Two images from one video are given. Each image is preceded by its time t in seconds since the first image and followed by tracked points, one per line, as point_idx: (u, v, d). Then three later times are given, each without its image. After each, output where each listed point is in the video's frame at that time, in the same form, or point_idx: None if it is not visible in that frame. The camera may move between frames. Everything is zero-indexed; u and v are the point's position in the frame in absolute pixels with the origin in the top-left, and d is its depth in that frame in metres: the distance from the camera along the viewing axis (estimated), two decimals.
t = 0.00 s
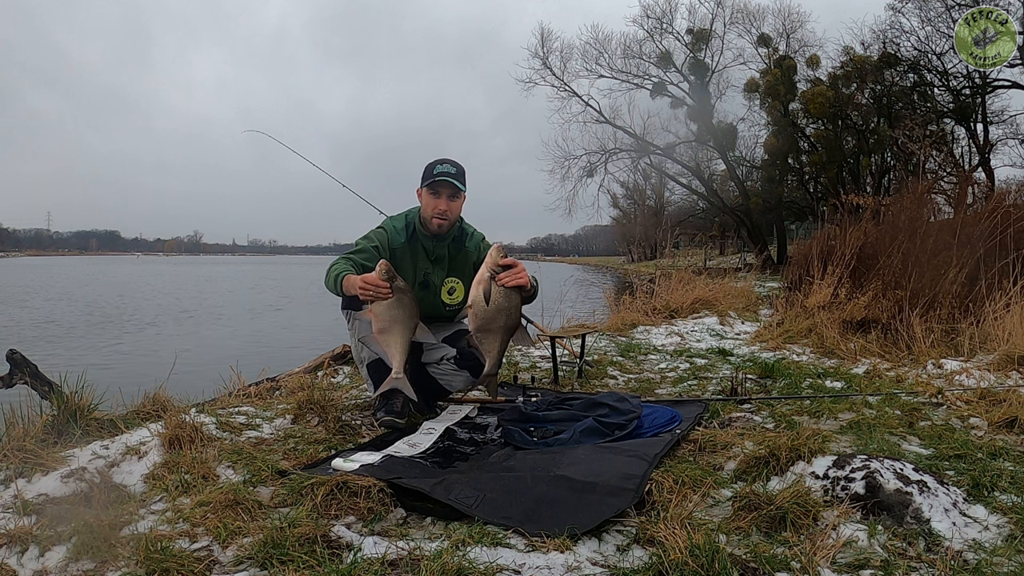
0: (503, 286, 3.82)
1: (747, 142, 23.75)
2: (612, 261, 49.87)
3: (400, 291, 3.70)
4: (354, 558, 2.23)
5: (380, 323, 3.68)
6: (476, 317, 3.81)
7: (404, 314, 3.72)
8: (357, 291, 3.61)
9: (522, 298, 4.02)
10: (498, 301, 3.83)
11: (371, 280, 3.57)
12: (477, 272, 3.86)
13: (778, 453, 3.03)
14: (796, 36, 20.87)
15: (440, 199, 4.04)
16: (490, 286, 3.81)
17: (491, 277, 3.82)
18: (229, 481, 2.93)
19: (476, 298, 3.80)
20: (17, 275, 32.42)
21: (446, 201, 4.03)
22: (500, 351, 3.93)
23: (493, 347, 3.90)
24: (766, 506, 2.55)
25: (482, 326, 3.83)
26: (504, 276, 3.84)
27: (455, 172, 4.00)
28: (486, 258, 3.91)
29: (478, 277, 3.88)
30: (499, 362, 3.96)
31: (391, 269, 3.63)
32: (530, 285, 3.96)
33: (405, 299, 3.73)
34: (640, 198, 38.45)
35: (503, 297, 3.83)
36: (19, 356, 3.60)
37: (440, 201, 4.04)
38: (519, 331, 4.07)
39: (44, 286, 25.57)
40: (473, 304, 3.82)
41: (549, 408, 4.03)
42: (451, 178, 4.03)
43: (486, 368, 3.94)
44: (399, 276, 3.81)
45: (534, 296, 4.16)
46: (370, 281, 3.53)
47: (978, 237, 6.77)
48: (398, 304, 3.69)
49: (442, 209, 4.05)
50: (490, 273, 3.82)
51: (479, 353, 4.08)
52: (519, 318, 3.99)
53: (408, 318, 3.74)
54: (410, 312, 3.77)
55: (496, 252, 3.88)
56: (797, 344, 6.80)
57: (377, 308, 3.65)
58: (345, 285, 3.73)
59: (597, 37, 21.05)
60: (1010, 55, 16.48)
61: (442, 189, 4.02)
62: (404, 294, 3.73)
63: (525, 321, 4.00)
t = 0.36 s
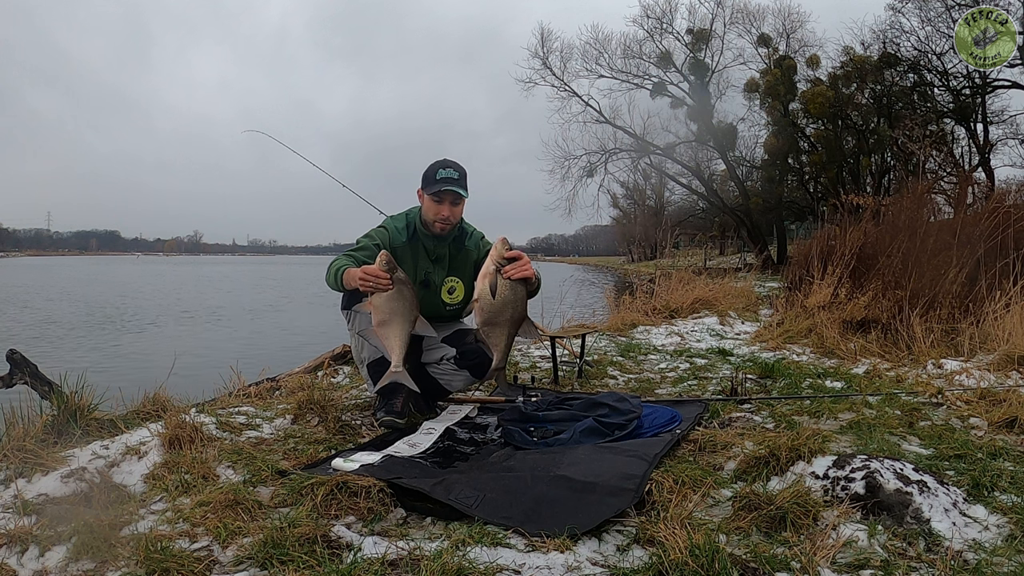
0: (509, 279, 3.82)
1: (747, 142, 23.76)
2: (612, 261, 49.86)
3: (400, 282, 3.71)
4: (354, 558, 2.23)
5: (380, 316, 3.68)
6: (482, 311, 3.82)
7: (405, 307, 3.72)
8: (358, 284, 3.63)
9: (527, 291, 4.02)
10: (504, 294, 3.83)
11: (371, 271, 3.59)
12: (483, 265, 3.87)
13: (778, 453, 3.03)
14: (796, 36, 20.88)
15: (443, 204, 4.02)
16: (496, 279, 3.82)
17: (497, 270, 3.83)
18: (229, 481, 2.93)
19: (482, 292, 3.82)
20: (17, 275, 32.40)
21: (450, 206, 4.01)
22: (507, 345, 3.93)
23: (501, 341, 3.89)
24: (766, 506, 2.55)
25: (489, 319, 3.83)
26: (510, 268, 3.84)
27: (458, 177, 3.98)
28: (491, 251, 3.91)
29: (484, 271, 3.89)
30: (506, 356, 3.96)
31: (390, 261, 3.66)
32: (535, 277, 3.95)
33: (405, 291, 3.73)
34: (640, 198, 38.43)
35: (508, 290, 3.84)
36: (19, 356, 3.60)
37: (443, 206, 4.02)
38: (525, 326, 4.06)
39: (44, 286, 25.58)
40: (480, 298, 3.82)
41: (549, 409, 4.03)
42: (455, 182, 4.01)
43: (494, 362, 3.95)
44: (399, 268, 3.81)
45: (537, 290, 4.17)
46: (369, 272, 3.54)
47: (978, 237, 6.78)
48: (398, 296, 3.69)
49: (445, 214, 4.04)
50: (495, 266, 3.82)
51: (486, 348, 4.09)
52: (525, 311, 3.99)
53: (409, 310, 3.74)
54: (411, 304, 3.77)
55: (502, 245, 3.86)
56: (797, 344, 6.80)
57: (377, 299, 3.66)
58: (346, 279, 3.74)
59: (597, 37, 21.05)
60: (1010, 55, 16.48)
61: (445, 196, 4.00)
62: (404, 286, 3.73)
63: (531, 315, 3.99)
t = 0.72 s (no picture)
0: (508, 276, 3.82)
1: (747, 142, 23.76)
2: (612, 261, 49.85)
3: (401, 279, 3.71)
4: (355, 558, 2.23)
5: (380, 313, 3.68)
6: (482, 309, 3.82)
7: (404, 304, 3.72)
8: (358, 281, 3.62)
9: (527, 289, 4.01)
10: (504, 292, 3.83)
11: (372, 268, 3.58)
12: (482, 262, 3.88)
13: (778, 453, 3.03)
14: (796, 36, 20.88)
15: (439, 201, 4.03)
16: (495, 276, 3.82)
17: (496, 267, 3.83)
18: (229, 481, 2.93)
19: (482, 289, 3.82)
20: (16, 275, 32.38)
21: (446, 203, 4.03)
22: (507, 343, 3.92)
23: (501, 339, 3.89)
24: (766, 506, 2.55)
25: (489, 317, 3.83)
26: (509, 265, 3.83)
27: (455, 174, 4.00)
28: (490, 248, 3.91)
29: (483, 268, 3.89)
30: (507, 354, 3.96)
31: (391, 258, 3.66)
32: (535, 274, 3.95)
33: (405, 288, 3.73)
34: (640, 199, 38.44)
35: (508, 287, 3.84)
36: (19, 356, 3.60)
37: (440, 202, 4.03)
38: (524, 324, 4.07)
39: (44, 286, 25.60)
40: (479, 296, 3.82)
41: (548, 409, 4.03)
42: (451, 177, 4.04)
43: (494, 360, 3.94)
44: (401, 264, 3.80)
45: (536, 287, 4.17)
46: (370, 270, 3.54)
47: (978, 237, 6.79)
48: (398, 293, 3.69)
49: (442, 210, 4.05)
50: (494, 263, 3.82)
51: (487, 346, 4.09)
52: (524, 309, 3.99)
53: (409, 308, 3.74)
54: (411, 302, 3.77)
55: (501, 241, 3.86)
56: (797, 344, 6.80)
57: (377, 297, 3.66)
58: (346, 277, 3.74)
59: (598, 37, 21.04)
60: (1010, 55, 16.48)
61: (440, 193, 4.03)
62: (404, 283, 3.73)
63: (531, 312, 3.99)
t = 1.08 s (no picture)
0: (507, 287, 3.82)
1: (747, 142, 23.76)
2: (612, 261, 49.85)
3: (400, 283, 3.70)
4: (354, 558, 2.23)
5: (379, 315, 3.68)
6: (481, 320, 3.81)
7: (403, 306, 3.72)
8: (358, 283, 3.62)
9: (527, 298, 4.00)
10: (503, 303, 3.82)
11: (371, 269, 3.58)
12: (482, 274, 3.87)
13: (778, 453, 3.03)
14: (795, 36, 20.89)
15: (439, 201, 4.04)
16: (494, 288, 3.81)
17: (496, 279, 3.82)
18: (229, 481, 2.93)
19: (482, 300, 3.81)
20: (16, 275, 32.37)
21: (446, 203, 4.04)
22: (507, 352, 3.93)
23: (500, 348, 3.89)
24: (766, 506, 2.55)
25: (488, 327, 3.83)
26: (508, 277, 3.83)
27: (455, 175, 4.01)
28: (490, 260, 3.90)
29: (483, 278, 3.88)
30: (507, 364, 3.96)
31: (392, 260, 3.66)
32: (534, 284, 3.93)
33: (405, 291, 3.73)
34: (640, 199, 38.44)
35: (508, 298, 3.83)
36: (19, 356, 3.60)
37: (440, 203, 4.04)
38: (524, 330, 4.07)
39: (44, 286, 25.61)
40: (479, 307, 3.81)
41: (548, 409, 4.03)
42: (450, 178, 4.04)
43: (494, 369, 3.95)
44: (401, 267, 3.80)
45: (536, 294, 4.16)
46: (370, 271, 3.54)
47: (978, 237, 6.79)
48: (397, 296, 3.68)
49: (442, 211, 4.05)
50: (493, 275, 3.81)
51: (486, 355, 4.10)
52: (524, 317, 3.99)
53: (408, 311, 3.73)
54: (410, 305, 3.77)
55: (501, 252, 3.84)
56: (797, 344, 6.80)
57: (376, 298, 3.65)
58: (345, 278, 3.74)
59: (597, 37, 21.04)
60: (1010, 55, 16.48)
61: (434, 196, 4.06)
62: (404, 285, 3.73)
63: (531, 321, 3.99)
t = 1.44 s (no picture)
0: (508, 292, 3.81)
1: (747, 142, 23.76)
2: (612, 261, 49.86)
3: (401, 285, 3.69)
4: (354, 558, 2.23)
5: (379, 317, 3.67)
6: (482, 325, 3.81)
7: (404, 308, 3.70)
8: (359, 283, 3.62)
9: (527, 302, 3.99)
10: (503, 308, 3.82)
11: (372, 271, 3.57)
12: (482, 279, 3.86)
13: (778, 453, 3.03)
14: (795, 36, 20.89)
15: (439, 203, 4.04)
16: (495, 293, 3.80)
17: (496, 284, 3.81)
18: (229, 481, 2.93)
19: (482, 306, 3.81)
20: (16, 275, 32.34)
21: (446, 205, 4.04)
22: (508, 358, 3.92)
23: (501, 355, 3.89)
24: (766, 506, 2.55)
25: (489, 333, 3.83)
26: (509, 282, 3.82)
27: (456, 176, 4.01)
28: (490, 265, 3.90)
29: (483, 284, 3.87)
30: (508, 370, 3.96)
31: (394, 261, 3.66)
32: (535, 289, 3.92)
33: (405, 293, 3.72)
34: (640, 199, 38.43)
35: (508, 303, 3.83)
36: (19, 356, 3.60)
37: (440, 205, 4.04)
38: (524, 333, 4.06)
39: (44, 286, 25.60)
40: (479, 312, 3.81)
41: (548, 409, 4.03)
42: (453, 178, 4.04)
43: (496, 376, 3.94)
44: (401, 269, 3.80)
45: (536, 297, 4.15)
46: (371, 272, 3.54)
47: (978, 237, 6.78)
48: (398, 298, 3.68)
49: (442, 213, 4.06)
50: (494, 280, 3.81)
51: (487, 359, 4.10)
52: (525, 322, 3.98)
53: (408, 313, 3.72)
54: (411, 307, 3.76)
55: (500, 257, 3.84)
56: (797, 344, 6.80)
57: (376, 300, 3.65)
58: (346, 279, 3.74)
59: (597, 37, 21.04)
60: (1010, 55, 16.48)
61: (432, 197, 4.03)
62: (404, 287, 3.72)
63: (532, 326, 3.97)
